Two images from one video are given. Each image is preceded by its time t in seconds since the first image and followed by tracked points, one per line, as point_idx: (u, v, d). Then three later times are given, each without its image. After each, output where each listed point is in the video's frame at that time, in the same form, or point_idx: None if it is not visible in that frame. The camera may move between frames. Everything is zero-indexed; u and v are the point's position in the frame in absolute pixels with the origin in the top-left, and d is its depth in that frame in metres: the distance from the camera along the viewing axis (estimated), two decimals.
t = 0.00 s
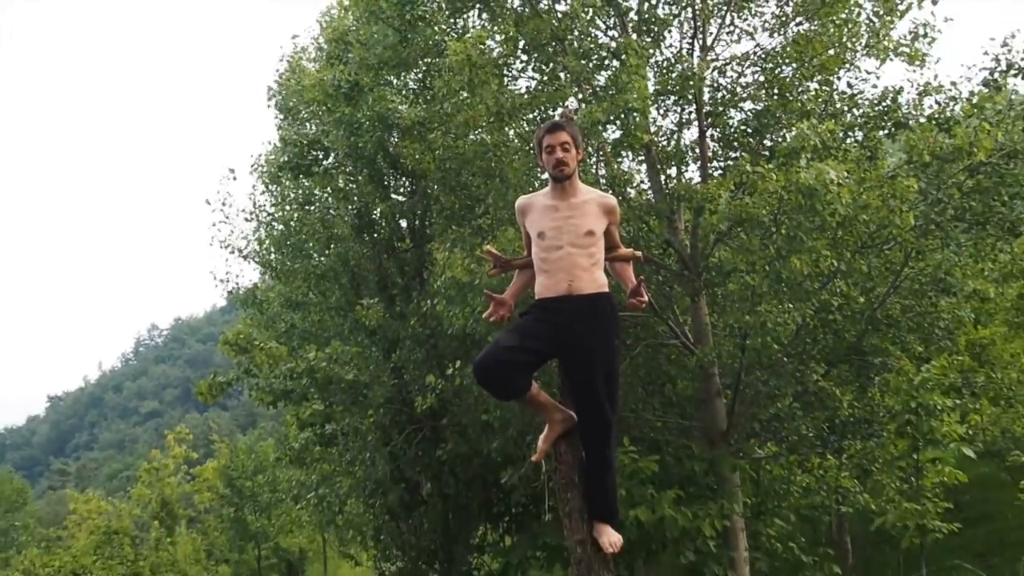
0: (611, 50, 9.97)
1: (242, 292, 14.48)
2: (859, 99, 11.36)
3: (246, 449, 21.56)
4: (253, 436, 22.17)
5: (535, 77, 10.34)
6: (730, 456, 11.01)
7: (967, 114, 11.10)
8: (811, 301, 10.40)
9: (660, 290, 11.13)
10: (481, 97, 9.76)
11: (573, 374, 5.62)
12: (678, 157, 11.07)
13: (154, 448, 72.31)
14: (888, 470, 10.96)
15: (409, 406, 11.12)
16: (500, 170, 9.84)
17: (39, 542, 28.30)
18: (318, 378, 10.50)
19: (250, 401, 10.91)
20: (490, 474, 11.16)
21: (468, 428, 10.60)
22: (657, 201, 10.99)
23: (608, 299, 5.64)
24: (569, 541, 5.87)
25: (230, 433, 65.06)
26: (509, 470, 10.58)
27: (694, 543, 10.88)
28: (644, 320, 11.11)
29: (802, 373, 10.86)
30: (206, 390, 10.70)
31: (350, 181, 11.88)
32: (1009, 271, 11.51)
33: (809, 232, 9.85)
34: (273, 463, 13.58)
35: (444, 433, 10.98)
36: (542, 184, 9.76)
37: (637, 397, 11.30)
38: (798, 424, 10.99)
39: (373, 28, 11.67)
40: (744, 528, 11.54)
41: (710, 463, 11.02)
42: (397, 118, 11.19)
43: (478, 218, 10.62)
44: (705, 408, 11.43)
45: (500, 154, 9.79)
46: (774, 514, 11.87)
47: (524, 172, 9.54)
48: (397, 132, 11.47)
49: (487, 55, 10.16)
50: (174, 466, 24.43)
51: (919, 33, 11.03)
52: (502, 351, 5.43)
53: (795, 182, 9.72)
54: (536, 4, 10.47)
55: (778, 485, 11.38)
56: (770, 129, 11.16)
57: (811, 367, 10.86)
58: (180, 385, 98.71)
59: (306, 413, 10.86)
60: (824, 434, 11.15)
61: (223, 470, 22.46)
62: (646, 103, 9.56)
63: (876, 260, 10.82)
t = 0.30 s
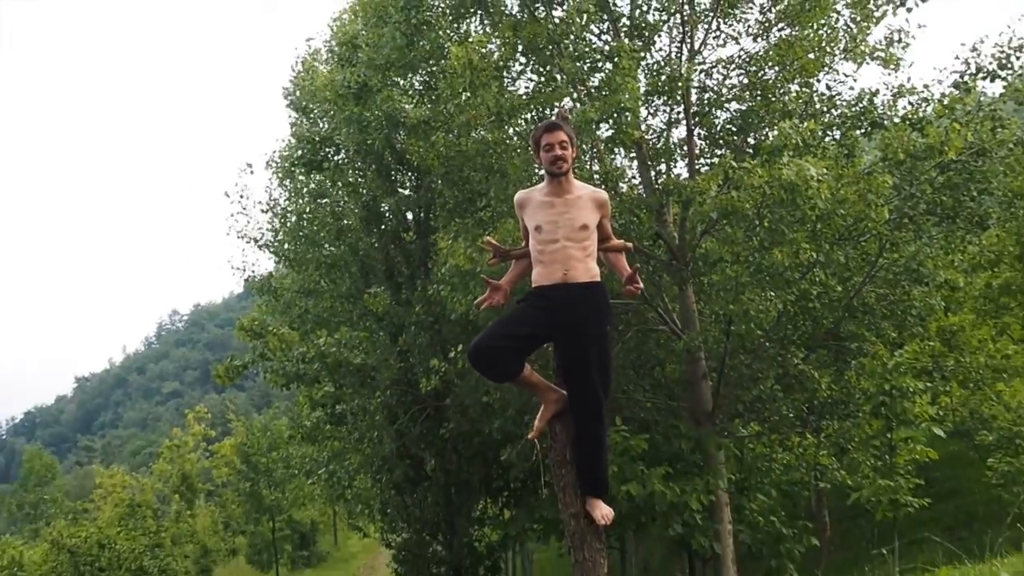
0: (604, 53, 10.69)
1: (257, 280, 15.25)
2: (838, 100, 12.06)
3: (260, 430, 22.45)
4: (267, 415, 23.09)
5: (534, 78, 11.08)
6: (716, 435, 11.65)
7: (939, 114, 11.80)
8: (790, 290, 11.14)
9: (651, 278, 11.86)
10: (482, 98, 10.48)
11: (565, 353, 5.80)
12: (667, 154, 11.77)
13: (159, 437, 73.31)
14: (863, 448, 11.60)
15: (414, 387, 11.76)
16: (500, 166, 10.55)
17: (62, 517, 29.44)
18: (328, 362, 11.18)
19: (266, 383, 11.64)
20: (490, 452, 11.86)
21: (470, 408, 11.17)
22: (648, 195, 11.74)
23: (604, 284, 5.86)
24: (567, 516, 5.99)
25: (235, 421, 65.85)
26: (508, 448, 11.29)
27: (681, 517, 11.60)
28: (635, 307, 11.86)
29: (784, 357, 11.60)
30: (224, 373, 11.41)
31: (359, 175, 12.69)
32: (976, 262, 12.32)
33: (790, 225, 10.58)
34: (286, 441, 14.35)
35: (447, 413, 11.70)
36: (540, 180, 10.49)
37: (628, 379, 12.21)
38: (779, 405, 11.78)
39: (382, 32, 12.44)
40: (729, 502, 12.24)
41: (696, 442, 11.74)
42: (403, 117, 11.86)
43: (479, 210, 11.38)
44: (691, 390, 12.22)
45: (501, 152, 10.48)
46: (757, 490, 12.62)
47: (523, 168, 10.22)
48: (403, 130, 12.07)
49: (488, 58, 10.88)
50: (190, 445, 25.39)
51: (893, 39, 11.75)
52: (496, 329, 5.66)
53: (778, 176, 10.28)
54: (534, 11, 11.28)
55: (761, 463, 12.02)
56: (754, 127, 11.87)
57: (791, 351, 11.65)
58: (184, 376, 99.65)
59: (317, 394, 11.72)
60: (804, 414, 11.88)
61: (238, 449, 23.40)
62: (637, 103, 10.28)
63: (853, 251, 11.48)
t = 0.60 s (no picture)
0: (599, 55, 11.41)
1: (272, 267, 16.04)
2: (818, 99, 12.86)
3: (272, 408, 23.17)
4: (280, 395, 23.87)
5: (533, 79, 11.71)
6: (703, 414, 12.42)
7: (913, 112, 12.57)
8: (773, 278, 11.87)
9: (643, 266, 12.69)
10: (483, 98, 11.18)
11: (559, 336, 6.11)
12: (658, 150, 12.49)
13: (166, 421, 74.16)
14: (841, 426, 12.13)
15: (420, 368, 12.37)
16: (501, 160, 11.27)
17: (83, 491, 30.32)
18: (339, 345, 11.90)
19: (280, 364, 12.39)
20: (491, 429, 12.64)
21: (472, 388, 11.85)
22: (640, 187, 12.48)
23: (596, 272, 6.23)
24: (562, 490, 6.25)
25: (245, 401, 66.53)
26: (507, 425, 12.07)
27: (670, 490, 12.36)
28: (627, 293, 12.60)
29: (767, 340, 12.38)
30: (241, 354, 12.16)
31: (369, 168, 13.55)
32: (948, 252, 13.10)
33: (772, 217, 11.25)
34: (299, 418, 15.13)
35: (450, 392, 12.46)
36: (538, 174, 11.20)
37: (621, 361, 13.02)
38: (762, 385, 12.59)
39: (389, 33, 13.15)
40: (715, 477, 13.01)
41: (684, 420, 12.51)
42: (410, 114, 12.61)
43: (481, 203, 12.23)
44: (680, 371, 13.07)
45: (502, 147, 11.20)
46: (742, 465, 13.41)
47: (522, 163, 10.96)
48: (410, 127, 12.88)
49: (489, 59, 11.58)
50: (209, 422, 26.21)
51: (871, 42, 12.49)
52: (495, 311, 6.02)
53: (763, 171, 10.91)
54: (533, 15, 12.05)
55: (745, 439, 12.84)
56: (740, 125, 12.65)
57: (774, 335, 12.40)
58: (189, 363, 100.42)
59: (329, 374, 12.46)
60: (786, 394, 12.66)
61: (253, 426, 24.11)
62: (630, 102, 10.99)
63: (833, 241, 12.21)
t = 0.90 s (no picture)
0: (594, 57, 12.18)
1: (286, 255, 16.87)
2: (800, 99, 13.57)
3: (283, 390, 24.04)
4: (292, 375, 24.74)
5: (533, 78, 12.48)
6: (691, 395, 13.22)
7: (891, 111, 13.33)
8: (758, 267, 12.61)
9: (636, 256, 13.37)
10: (485, 97, 12.06)
11: (559, 323, 5.92)
12: (650, 146, 13.18)
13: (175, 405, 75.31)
14: (822, 406, 13.20)
15: (425, 351, 13.20)
16: (501, 155, 12.03)
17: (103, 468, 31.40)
18: (349, 328, 12.81)
19: (294, 347, 13.22)
20: (492, 409, 13.46)
21: (475, 370, 12.59)
22: (634, 181, 13.35)
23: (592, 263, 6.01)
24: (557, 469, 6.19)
25: (255, 382, 67.58)
26: (507, 404, 12.88)
27: (660, 466, 13.16)
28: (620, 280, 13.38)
29: (752, 326, 13.11)
30: (258, 336, 12.98)
31: (378, 163, 14.17)
32: (922, 243, 13.89)
33: (758, 209, 11.96)
34: (311, 398, 15.98)
35: (453, 373, 13.27)
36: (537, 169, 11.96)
37: (614, 345, 13.81)
38: (748, 367, 13.29)
39: (397, 35, 13.93)
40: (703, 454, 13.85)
41: (674, 400, 13.31)
42: (416, 112, 13.44)
43: (483, 195, 12.94)
44: (670, 354, 13.89)
45: (502, 144, 11.97)
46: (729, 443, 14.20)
47: (521, 158, 11.78)
48: (416, 124, 13.67)
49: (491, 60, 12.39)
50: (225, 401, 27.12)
51: (851, 45, 13.25)
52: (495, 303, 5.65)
53: (751, 165, 11.78)
54: (533, 18, 12.82)
55: (731, 419, 13.32)
56: (728, 124, 13.24)
57: (759, 321, 13.14)
58: (195, 351, 101.52)
59: (340, 356, 13.47)
60: (769, 376, 13.37)
61: (267, 405, 25.02)
62: (623, 102, 11.76)
63: (814, 232, 13.01)
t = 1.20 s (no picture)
0: (589, 59, 12.90)
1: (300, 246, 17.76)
2: (785, 99, 14.29)
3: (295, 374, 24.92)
4: (304, 359, 25.59)
5: (532, 80, 13.26)
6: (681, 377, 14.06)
7: (869, 110, 14.15)
8: (744, 257, 13.38)
9: (629, 247, 14.12)
10: (487, 97, 12.85)
11: (556, 310, 6.55)
12: (643, 143, 13.93)
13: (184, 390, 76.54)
14: (803, 388, 13.88)
15: (430, 336, 14.05)
16: (502, 151, 12.80)
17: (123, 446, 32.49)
18: (359, 314, 13.58)
19: (307, 332, 14.07)
20: (493, 390, 14.29)
21: (477, 353, 13.40)
22: (627, 176, 14.08)
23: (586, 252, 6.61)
24: (556, 436, 6.98)
25: (268, 367, 68.82)
26: (508, 386, 13.72)
27: (651, 445, 13.97)
28: (614, 269, 14.17)
29: (738, 313, 13.90)
30: (273, 321, 13.84)
31: (386, 158, 15.14)
32: (899, 235, 14.68)
33: (744, 202, 12.80)
34: (323, 379, 16.87)
35: (457, 356, 14.10)
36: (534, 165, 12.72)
37: (607, 330, 14.72)
38: (735, 352, 14.01)
39: (405, 38, 14.74)
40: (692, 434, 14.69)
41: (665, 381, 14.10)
42: (422, 111, 14.27)
43: (485, 189, 13.71)
44: (661, 340, 14.73)
45: (503, 141, 12.78)
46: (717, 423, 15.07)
47: (522, 154, 12.57)
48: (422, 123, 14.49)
49: (493, 63, 13.23)
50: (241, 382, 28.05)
51: (832, 49, 14.04)
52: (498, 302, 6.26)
53: (738, 161, 12.58)
54: (532, 23, 13.62)
55: (718, 400, 14.31)
56: (716, 122, 13.93)
57: (744, 308, 13.89)
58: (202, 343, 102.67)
59: (351, 341, 14.24)
60: (755, 360, 14.11)
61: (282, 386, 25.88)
62: (615, 102, 12.54)
63: (798, 225, 13.78)
